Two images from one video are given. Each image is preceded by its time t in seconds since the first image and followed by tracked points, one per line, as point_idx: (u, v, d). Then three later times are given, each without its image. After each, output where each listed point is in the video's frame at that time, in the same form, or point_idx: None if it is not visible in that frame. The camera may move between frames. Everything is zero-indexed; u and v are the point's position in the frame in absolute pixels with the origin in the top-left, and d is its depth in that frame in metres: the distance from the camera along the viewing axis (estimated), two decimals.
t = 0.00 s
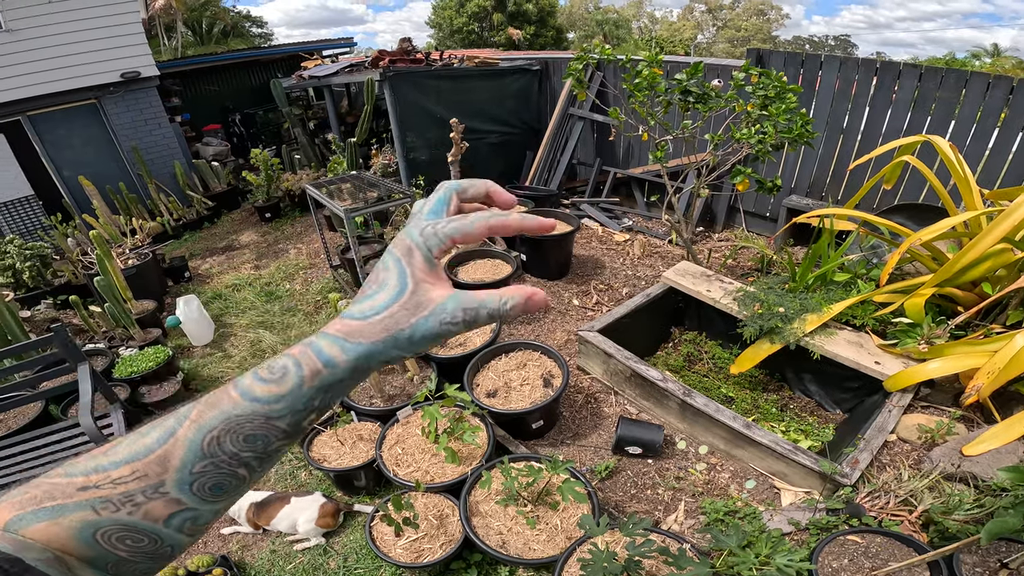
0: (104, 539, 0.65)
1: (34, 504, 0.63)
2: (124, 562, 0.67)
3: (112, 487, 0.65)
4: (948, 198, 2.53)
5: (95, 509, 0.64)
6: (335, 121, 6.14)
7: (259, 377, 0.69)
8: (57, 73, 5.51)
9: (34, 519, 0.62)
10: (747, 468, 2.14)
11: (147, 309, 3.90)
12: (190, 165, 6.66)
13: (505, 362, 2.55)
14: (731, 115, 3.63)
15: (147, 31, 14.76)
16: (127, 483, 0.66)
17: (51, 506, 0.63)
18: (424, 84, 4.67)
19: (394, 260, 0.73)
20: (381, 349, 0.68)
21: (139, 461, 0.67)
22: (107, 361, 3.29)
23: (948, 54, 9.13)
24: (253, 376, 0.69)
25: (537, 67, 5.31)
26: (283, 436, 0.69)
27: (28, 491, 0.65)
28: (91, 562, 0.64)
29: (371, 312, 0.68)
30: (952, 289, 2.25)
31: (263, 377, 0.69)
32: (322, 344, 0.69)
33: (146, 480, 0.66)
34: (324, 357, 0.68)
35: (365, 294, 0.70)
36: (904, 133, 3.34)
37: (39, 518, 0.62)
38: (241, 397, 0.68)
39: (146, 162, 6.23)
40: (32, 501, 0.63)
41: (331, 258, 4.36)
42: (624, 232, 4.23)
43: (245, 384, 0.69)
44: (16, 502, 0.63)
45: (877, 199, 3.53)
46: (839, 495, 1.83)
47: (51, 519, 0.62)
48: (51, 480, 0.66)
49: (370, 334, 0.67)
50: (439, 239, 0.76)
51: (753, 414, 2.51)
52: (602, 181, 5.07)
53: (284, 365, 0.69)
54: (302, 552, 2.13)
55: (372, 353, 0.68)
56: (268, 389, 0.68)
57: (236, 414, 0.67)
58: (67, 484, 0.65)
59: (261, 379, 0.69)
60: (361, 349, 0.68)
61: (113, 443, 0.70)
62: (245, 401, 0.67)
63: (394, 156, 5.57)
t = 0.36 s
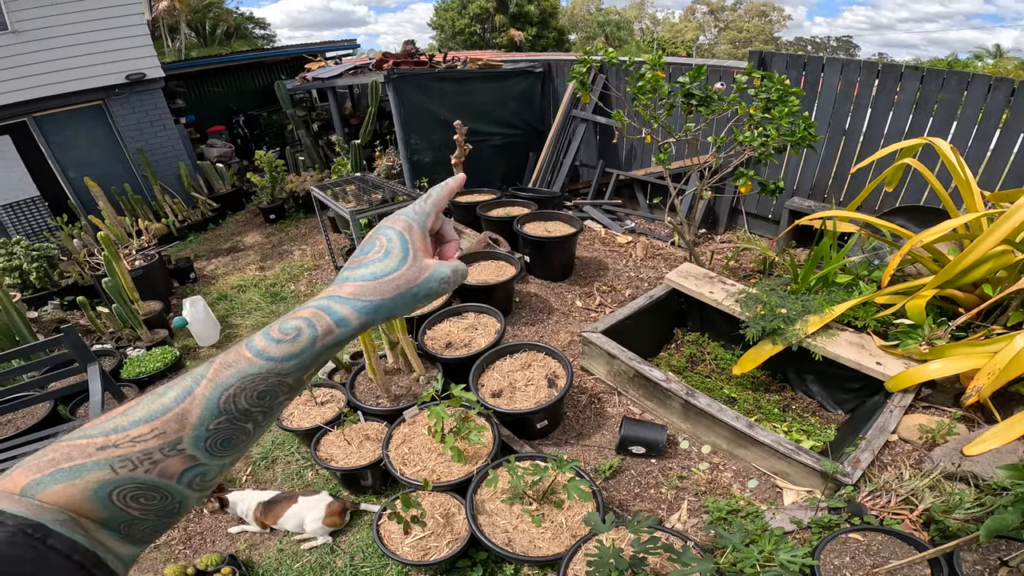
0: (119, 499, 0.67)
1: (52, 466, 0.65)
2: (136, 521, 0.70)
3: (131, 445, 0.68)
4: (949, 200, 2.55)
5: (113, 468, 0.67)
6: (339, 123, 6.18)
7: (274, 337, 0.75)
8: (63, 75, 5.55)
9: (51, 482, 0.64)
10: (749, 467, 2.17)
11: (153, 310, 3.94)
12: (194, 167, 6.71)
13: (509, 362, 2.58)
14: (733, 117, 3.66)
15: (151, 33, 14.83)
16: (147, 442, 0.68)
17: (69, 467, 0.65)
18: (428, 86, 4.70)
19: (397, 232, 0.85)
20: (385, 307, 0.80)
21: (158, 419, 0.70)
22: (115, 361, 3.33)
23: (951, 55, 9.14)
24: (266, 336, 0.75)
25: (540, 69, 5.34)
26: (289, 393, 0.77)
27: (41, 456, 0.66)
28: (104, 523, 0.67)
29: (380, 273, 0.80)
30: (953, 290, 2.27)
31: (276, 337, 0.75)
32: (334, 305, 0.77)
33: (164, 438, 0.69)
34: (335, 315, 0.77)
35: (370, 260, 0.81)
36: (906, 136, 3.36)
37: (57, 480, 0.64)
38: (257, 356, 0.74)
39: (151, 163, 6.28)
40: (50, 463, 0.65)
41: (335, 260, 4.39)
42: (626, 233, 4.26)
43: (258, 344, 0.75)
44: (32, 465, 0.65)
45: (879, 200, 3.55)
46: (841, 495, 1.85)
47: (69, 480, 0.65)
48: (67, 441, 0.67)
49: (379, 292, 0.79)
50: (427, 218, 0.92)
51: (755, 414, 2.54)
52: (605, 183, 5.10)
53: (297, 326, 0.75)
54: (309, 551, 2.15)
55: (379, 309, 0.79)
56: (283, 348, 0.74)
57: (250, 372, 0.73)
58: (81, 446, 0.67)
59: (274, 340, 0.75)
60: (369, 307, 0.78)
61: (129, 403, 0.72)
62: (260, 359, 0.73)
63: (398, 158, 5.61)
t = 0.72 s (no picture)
0: (160, 515, 0.65)
1: (96, 482, 0.63)
2: (172, 536, 0.68)
3: (174, 465, 0.66)
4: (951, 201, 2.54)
5: (155, 485, 0.65)
6: (341, 123, 6.18)
7: (305, 371, 0.70)
8: (65, 75, 5.56)
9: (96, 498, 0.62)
10: (751, 469, 2.16)
11: (154, 310, 3.94)
12: (196, 168, 6.72)
13: (510, 364, 2.58)
14: (735, 118, 3.64)
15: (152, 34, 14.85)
16: (188, 461, 0.67)
17: (113, 483, 0.64)
18: (429, 87, 4.70)
19: (389, 274, 0.69)
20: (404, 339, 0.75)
21: (199, 442, 0.68)
22: (116, 362, 3.33)
23: (953, 55, 9.09)
24: (295, 366, 0.71)
25: (542, 70, 5.34)
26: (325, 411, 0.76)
27: (85, 469, 0.65)
28: (141, 536, 0.65)
29: (388, 320, 0.71)
30: (955, 292, 2.26)
31: (307, 369, 0.71)
32: (352, 346, 0.72)
33: (205, 458, 0.68)
34: (360, 354, 0.73)
35: (369, 304, 0.71)
36: (909, 137, 3.35)
37: (101, 496, 0.63)
38: (292, 387, 0.70)
39: (152, 164, 6.29)
40: (93, 479, 0.63)
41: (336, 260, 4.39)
42: (628, 235, 4.25)
43: (288, 374, 0.71)
44: (75, 481, 0.63)
45: (881, 201, 3.54)
46: (842, 497, 1.84)
47: (113, 496, 0.63)
48: (110, 459, 0.66)
49: (395, 335, 0.73)
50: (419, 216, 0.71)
51: (757, 416, 2.53)
52: (606, 184, 5.09)
53: (325, 360, 0.71)
54: (308, 552, 2.15)
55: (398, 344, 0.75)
56: (316, 380, 0.71)
57: (289, 400, 0.70)
58: (125, 463, 0.66)
59: (304, 371, 0.71)
60: (391, 345, 0.74)
61: (171, 424, 0.71)
62: (296, 389, 0.71)
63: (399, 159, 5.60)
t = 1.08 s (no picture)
0: (215, 454, 0.65)
1: (159, 423, 0.63)
2: (224, 482, 0.66)
3: (233, 399, 0.66)
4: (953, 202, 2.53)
5: (215, 423, 0.64)
6: (342, 124, 6.18)
7: (347, 303, 0.72)
8: (67, 76, 5.57)
9: (149, 445, 0.62)
10: (750, 471, 2.15)
11: (155, 311, 3.94)
12: (198, 168, 6.73)
13: (509, 365, 2.57)
14: (737, 118, 3.63)
15: (155, 34, 14.86)
16: (246, 396, 0.66)
17: (174, 424, 0.63)
18: (430, 87, 4.70)
19: (427, 208, 0.76)
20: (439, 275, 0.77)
21: (256, 373, 0.68)
22: (116, 362, 3.33)
23: (957, 56, 9.05)
24: (341, 299, 0.72)
25: (542, 70, 5.32)
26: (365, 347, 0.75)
27: (146, 412, 0.65)
28: (196, 480, 0.63)
29: (427, 252, 0.75)
30: (958, 293, 2.25)
31: (354, 300, 0.72)
32: (394, 277, 0.74)
33: (261, 392, 0.67)
34: (399, 285, 0.74)
35: (409, 239, 0.75)
36: (910, 137, 3.33)
37: (161, 438, 0.62)
38: (336, 317, 0.71)
39: (154, 164, 6.30)
40: (155, 422, 0.63)
41: (336, 261, 4.39)
42: (629, 235, 4.24)
43: (333, 306, 0.72)
44: (138, 424, 0.63)
45: (883, 202, 3.52)
46: (842, 499, 1.83)
47: (175, 436, 0.63)
48: (172, 399, 0.65)
49: (432, 268, 0.76)
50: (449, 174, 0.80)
51: (757, 418, 2.52)
52: (607, 184, 5.09)
53: (370, 292, 0.72)
54: (306, 553, 2.14)
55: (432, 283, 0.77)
56: (361, 310, 0.72)
57: (335, 331, 0.71)
58: (186, 401, 0.65)
59: (350, 303, 0.72)
60: (428, 278, 0.76)
61: (228, 360, 0.71)
62: (340, 321, 0.71)
63: (400, 159, 5.60)
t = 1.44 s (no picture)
0: (260, 408, 0.66)
1: (216, 370, 0.64)
2: (260, 440, 0.66)
3: (288, 348, 0.70)
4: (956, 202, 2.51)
5: (269, 371, 0.67)
6: (343, 124, 6.17)
7: (393, 275, 0.85)
8: (69, 75, 5.58)
9: (197, 397, 0.62)
10: (752, 472, 2.13)
11: (156, 310, 3.93)
12: (200, 167, 6.73)
13: (509, 365, 2.56)
14: (739, 118, 3.61)
15: (157, 35, 14.91)
16: (300, 346, 0.71)
17: (230, 371, 0.65)
18: (431, 87, 4.70)
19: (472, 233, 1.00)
20: (466, 273, 0.93)
21: (311, 327, 0.73)
22: (117, 362, 3.33)
23: (960, 56, 9.00)
24: (389, 273, 0.85)
25: (544, 70, 5.31)
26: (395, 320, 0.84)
27: (198, 363, 0.65)
28: (235, 436, 0.63)
29: (464, 251, 0.94)
30: (960, 293, 2.23)
31: (400, 274, 0.85)
32: (436, 260, 0.90)
33: (313, 345, 0.72)
34: (439, 267, 0.89)
35: (452, 242, 0.95)
36: (913, 137, 3.32)
37: (216, 386, 0.63)
38: (384, 287, 0.83)
39: (156, 163, 6.31)
40: (212, 368, 0.64)
41: (337, 261, 4.38)
42: (630, 235, 4.23)
43: (383, 278, 0.85)
44: (195, 370, 0.64)
45: (885, 202, 3.51)
46: (844, 500, 1.82)
47: (228, 385, 0.64)
48: (228, 349, 0.68)
49: (464, 262, 0.92)
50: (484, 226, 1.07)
51: (758, 418, 2.51)
52: (608, 184, 5.08)
53: (415, 269, 0.87)
54: (306, 553, 2.14)
55: (458, 276, 0.92)
56: (405, 282, 0.84)
57: (382, 297, 0.82)
58: (242, 351, 0.68)
59: (397, 275, 0.85)
60: (461, 269, 0.92)
61: (282, 318, 0.76)
62: (388, 289, 0.83)
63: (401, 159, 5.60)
